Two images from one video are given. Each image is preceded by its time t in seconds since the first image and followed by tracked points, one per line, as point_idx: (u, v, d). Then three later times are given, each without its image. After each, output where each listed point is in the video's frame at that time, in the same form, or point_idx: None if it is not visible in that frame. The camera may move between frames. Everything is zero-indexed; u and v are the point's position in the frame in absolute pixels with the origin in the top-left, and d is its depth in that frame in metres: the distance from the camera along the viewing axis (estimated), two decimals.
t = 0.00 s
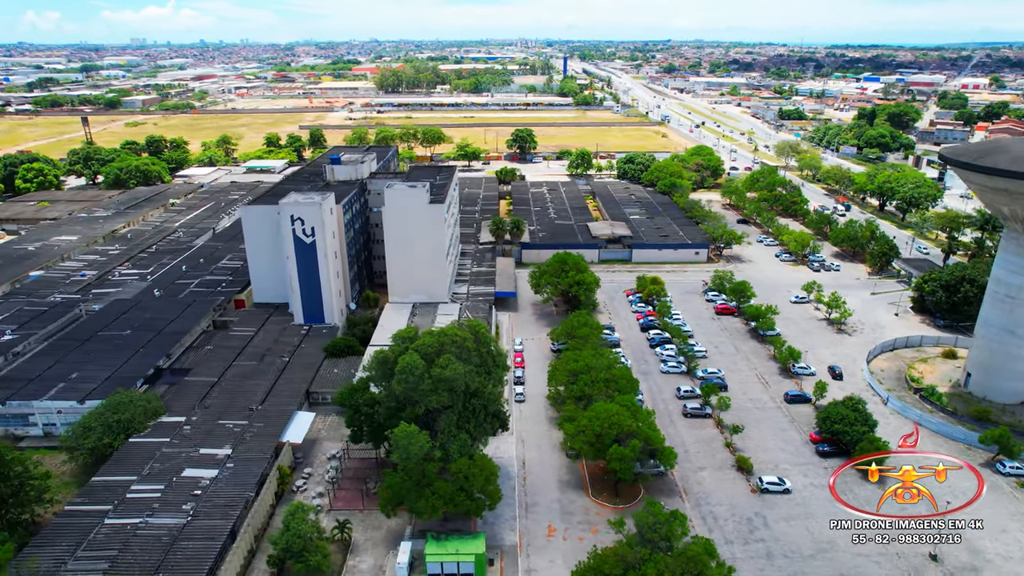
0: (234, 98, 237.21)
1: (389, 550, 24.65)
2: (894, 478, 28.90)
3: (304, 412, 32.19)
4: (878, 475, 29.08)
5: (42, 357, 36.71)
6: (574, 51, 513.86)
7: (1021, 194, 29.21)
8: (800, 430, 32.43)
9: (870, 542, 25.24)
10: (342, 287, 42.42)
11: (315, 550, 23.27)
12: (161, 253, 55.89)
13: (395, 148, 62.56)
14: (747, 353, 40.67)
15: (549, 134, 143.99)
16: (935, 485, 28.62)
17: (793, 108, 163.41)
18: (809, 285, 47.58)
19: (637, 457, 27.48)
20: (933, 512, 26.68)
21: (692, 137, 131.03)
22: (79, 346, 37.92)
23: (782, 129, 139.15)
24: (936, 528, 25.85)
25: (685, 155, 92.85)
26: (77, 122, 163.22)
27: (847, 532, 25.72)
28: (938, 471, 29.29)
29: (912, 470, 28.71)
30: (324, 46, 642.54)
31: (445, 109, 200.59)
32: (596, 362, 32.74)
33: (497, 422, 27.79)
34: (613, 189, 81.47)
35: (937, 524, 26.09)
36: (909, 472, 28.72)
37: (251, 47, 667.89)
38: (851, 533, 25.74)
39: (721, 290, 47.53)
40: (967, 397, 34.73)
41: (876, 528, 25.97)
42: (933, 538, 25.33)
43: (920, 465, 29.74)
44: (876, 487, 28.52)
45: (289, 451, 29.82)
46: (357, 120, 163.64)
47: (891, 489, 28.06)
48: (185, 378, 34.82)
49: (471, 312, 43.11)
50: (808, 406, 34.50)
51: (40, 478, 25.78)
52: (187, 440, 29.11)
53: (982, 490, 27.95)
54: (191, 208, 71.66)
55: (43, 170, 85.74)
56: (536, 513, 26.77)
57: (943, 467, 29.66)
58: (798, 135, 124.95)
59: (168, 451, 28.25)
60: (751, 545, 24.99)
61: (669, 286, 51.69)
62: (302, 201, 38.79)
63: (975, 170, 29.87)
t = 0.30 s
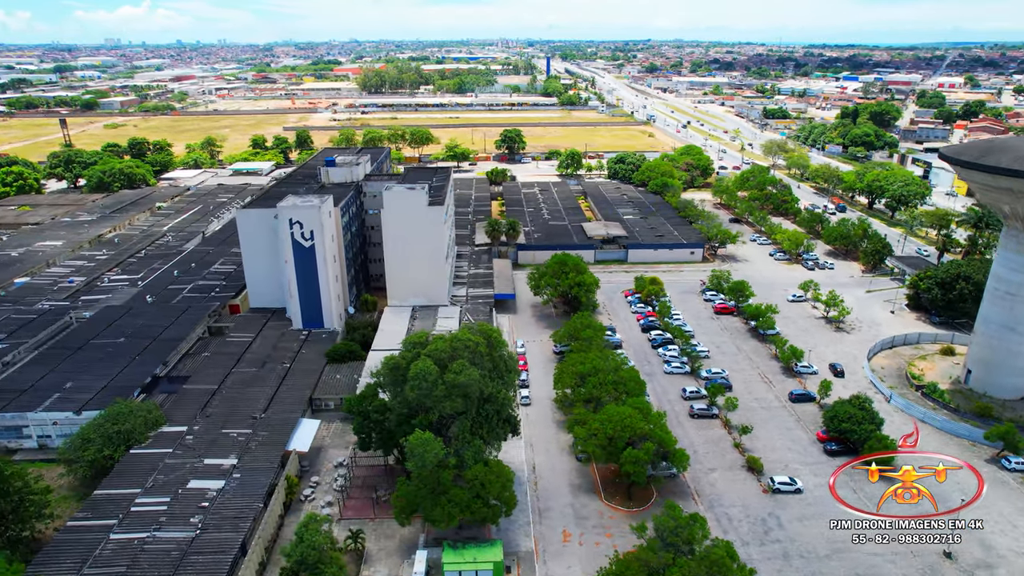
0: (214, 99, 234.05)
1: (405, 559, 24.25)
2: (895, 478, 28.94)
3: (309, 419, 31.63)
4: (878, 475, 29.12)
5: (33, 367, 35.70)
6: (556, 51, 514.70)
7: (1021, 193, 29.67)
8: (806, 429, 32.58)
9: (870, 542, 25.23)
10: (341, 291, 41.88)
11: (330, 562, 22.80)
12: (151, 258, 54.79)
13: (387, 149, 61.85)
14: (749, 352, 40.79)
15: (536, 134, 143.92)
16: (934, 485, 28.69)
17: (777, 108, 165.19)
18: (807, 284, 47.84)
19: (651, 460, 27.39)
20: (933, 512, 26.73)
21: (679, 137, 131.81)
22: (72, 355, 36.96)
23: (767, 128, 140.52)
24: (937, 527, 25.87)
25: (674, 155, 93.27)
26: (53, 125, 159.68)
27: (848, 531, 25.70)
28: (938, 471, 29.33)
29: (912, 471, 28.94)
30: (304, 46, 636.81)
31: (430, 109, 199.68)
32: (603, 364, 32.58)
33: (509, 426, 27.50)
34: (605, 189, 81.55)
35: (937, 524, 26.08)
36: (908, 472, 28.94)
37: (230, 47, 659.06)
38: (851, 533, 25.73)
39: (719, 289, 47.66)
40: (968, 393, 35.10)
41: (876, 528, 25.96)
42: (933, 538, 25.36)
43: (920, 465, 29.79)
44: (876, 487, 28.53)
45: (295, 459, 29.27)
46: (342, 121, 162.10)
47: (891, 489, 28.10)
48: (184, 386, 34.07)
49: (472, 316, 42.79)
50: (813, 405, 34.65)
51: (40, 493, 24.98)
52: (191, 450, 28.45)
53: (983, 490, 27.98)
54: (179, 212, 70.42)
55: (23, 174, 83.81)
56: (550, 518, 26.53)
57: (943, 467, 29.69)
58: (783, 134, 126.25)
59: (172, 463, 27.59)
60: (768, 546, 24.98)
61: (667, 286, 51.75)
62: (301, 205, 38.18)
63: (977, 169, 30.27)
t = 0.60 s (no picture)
0: (194, 100, 230.51)
1: (420, 567, 23.90)
2: (895, 479, 29.02)
3: (315, 426, 31.11)
4: (878, 475, 29.22)
5: (25, 377, 34.75)
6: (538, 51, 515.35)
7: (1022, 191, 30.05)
8: (813, 428, 32.74)
9: (869, 542, 25.30)
10: (340, 295, 41.33)
11: (346, 572, 22.39)
12: (140, 263, 53.65)
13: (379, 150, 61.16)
14: (750, 352, 40.92)
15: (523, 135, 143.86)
16: (935, 485, 28.76)
17: (760, 107, 166.81)
18: (804, 283, 48.12)
19: (664, 462, 27.33)
20: (933, 512, 26.81)
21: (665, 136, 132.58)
22: (66, 364, 36.06)
23: (752, 127, 141.84)
24: (937, 527, 25.94)
25: (664, 154, 93.63)
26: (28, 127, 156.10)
27: (847, 532, 25.77)
28: (939, 471, 29.41)
29: (912, 471, 29.06)
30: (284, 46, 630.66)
31: (414, 110, 198.66)
32: (612, 366, 32.47)
33: (522, 432, 27.23)
34: (596, 189, 81.60)
35: (937, 524, 26.13)
36: (908, 472, 29.08)
37: (207, 47, 650.10)
38: (851, 533, 25.79)
39: (718, 289, 47.81)
40: (969, 389, 35.50)
41: (876, 528, 26.03)
42: (934, 538, 25.42)
43: (920, 465, 29.86)
44: (875, 487, 28.63)
45: (303, 468, 28.77)
46: (326, 122, 160.54)
47: (891, 489, 28.21)
48: (184, 394, 33.38)
49: (473, 318, 42.47)
50: (818, 404, 34.84)
51: (42, 508, 24.26)
52: (195, 460, 27.86)
53: (982, 490, 28.02)
54: (167, 215, 69.23)
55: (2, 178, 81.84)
56: (565, 524, 26.35)
57: (943, 467, 29.73)
58: (769, 133, 127.48)
59: (176, 473, 26.97)
60: (783, 547, 25.03)
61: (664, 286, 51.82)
62: (300, 208, 37.61)
63: (979, 168, 30.61)
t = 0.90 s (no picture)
0: (173, 101, 226.88)
1: None
2: (895, 479, 29.13)
3: (320, 433, 30.61)
4: (878, 475, 29.34)
5: (17, 387, 33.77)
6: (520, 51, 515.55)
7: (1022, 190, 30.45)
8: (818, 426, 32.92)
9: (869, 542, 25.38)
10: (339, 299, 40.79)
11: None
12: (129, 268, 52.56)
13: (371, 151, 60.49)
14: (752, 351, 41.07)
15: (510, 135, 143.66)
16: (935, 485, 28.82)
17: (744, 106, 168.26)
18: (800, 281, 48.44)
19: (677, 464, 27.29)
20: (933, 512, 26.89)
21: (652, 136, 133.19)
22: (59, 373, 35.14)
23: (737, 127, 143.12)
24: (936, 527, 26.01)
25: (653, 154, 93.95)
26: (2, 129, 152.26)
27: (847, 532, 25.86)
28: (939, 471, 29.46)
29: (912, 471, 29.16)
30: (262, 46, 622.92)
31: (399, 110, 197.55)
32: (619, 368, 32.34)
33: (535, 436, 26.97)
34: (587, 189, 81.60)
35: (937, 524, 26.18)
36: (908, 473, 29.18)
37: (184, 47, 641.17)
38: (851, 533, 25.87)
39: (716, 288, 47.96)
40: (969, 386, 35.93)
41: (876, 528, 26.11)
42: (934, 538, 25.47)
43: (920, 465, 29.95)
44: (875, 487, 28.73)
45: (311, 476, 28.27)
46: (310, 123, 158.83)
47: (891, 489, 28.32)
48: (185, 403, 32.69)
49: (474, 321, 42.14)
50: (822, 403, 35.05)
51: (44, 523, 23.56)
52: (200, 470, 27.26)
53: (982, 490, 28.03)
54: (154, 219, 67.94)
55: None
56: (579, 528, 26.18)
57: (944, 468, 29.74)
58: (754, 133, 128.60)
59: (182, 485, 26.35)
60: (797, 547, 25.09)
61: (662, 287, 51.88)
62: (299, 212, 37.04)
63: (979, 167, 31.00)
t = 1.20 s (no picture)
0: (153, 103, 223.06)
1: None
2: (895, 479, 29.17)
3: (326, 441, 30.10)
4: (877, 475, 29.39)
5: (10, 398, 32.82)
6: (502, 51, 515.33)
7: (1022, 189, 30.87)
8: (824, 425, 33.09)
9: (869, 542, 25.43)
10: (338, 304, 40.23)
11: None
12: (118, 274, 51.43)
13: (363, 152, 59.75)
14: (753, 351, 41.19)
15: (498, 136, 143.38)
16: (935, 485, 28.85)
17: (729, 106, 169.53)
18: (796, 281, 48.75)
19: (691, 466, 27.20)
20: (932, 512, 26.94)
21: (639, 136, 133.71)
22: (52, 384, 34.19)
23: (723, 126, 143.99)
24: (936, 527, 26.05)
25: (643, 153, 94.22)
26: None
27: (847, 532, 25.93)
28: (939, 471, 29.50)
29: (912, 471, 29.20)
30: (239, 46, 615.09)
31: (384, 111, 196.35)
32: (627, 370, 32.17)
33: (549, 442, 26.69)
34: (579, 190, 81.59)
35: (937, 524, 26.23)
36: (908, 473, 29.23)
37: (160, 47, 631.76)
38: (851, 533, 25.93)
39: (714, 289, 48.10)
40: (968, 382, 36.35)
41: (876, 528, 26.17)
42: (933, 538, 25.53)
43: (920, 465, 30.01)
44: (876, 487, 28.76)
45: (319, 485, 27.79)
46: (295, 125, 157.01)
47: (891, 489, 28.37)
48: (185, 412, 31.97)
49: (475, 324, 41.79)
50: (825, 402, 35.24)
51: (47, 538, 22.84)
52: (206, 481, 26.64)
53: (982, 490, 28.05)
54: (140, 223, 66.67)
55: None
56: (595, 533, 26.00)
57: (944, 468, 29.75)
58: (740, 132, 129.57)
59: (187, 497, 25.71)
60: (812, 547, 25.12)
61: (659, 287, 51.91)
62: (299, 215, 36.49)
63: (980, 166, 31.37)
